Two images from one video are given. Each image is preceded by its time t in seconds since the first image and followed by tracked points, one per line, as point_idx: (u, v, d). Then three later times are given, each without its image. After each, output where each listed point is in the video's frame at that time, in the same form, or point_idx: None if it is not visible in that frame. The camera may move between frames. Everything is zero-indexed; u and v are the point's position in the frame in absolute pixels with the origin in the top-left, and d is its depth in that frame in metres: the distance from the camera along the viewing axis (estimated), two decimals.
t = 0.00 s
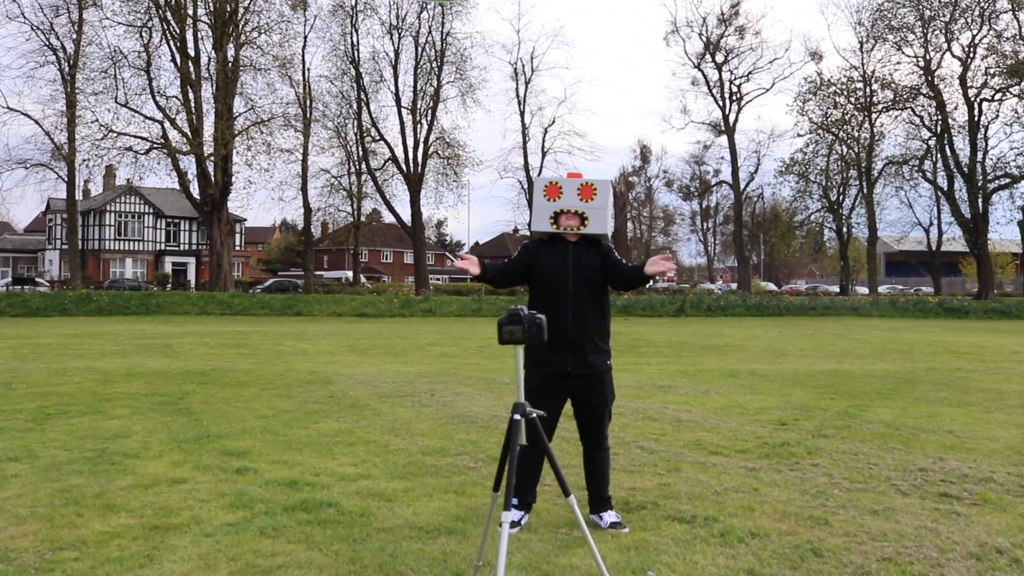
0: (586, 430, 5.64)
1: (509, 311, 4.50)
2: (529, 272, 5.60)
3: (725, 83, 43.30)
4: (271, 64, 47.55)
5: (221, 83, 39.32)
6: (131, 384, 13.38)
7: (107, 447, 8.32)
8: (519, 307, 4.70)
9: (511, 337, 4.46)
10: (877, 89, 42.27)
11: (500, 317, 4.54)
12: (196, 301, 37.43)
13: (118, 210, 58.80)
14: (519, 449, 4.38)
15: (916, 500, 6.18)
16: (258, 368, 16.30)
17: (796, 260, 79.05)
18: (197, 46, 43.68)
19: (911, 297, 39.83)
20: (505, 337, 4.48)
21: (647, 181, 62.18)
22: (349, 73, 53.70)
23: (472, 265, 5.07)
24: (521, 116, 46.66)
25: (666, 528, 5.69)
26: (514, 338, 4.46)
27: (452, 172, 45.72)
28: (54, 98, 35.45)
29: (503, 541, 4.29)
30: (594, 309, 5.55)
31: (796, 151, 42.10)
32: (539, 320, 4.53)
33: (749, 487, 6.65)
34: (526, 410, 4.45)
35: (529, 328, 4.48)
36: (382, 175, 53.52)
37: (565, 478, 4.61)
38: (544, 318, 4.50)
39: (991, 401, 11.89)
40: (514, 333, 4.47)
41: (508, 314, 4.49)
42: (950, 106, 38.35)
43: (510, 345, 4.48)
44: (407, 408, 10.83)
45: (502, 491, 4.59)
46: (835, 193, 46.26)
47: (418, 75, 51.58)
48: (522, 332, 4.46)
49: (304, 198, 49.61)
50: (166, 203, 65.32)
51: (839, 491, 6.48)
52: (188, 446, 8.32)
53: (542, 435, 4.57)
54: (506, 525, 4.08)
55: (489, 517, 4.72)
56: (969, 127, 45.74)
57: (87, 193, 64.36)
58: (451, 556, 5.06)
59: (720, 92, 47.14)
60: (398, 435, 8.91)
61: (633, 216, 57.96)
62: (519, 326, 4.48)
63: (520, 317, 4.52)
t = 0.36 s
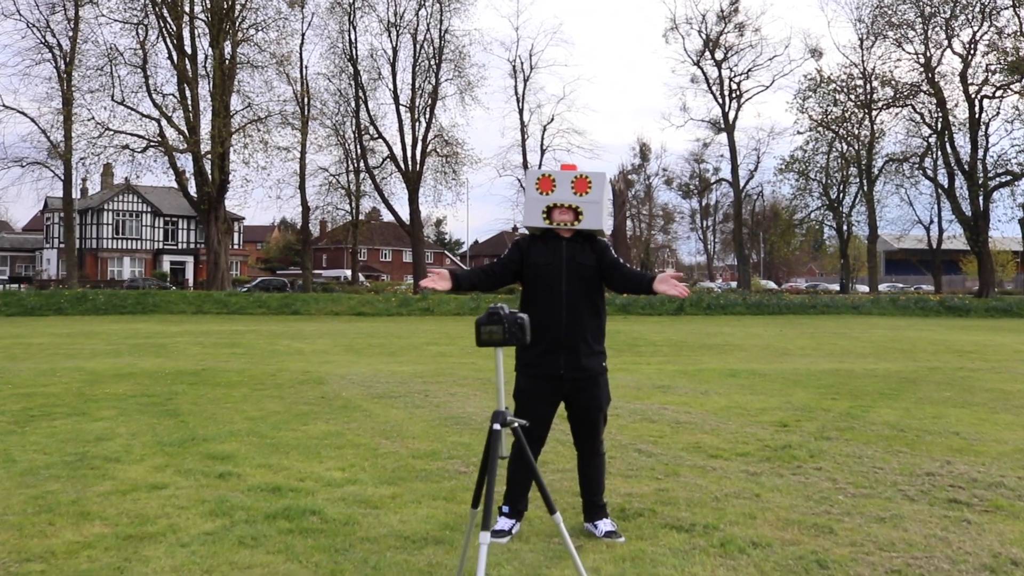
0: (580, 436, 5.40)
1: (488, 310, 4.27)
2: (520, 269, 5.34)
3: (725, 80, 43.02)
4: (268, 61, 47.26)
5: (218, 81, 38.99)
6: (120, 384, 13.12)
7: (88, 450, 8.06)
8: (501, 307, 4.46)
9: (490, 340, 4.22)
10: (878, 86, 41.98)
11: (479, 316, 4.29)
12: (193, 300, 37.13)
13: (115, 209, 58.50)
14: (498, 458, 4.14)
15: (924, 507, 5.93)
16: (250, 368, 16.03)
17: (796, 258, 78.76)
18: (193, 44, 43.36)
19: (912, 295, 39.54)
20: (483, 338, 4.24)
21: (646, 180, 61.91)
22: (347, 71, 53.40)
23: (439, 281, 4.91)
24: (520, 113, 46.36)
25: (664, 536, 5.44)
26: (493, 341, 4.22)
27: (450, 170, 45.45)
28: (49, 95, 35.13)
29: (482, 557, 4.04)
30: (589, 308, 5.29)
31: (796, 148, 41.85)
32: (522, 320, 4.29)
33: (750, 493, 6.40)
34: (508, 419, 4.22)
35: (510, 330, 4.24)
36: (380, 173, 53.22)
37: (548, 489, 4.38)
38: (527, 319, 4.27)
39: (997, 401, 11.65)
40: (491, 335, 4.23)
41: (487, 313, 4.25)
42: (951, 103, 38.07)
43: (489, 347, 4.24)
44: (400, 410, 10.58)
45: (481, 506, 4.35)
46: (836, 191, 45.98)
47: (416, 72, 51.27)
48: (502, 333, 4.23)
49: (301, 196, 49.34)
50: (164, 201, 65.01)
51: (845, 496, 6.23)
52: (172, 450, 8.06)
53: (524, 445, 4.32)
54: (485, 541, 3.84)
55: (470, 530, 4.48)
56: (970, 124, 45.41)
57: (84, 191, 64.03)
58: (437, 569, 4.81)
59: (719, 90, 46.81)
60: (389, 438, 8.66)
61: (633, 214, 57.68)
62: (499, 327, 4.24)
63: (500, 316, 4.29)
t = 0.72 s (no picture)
0: (575, 449, 5.14)
1: (467, 321, 4.03)
2: (511, 276, 5.09)
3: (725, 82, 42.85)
4: (266, 64, 47.06)
5: (214, 83, 38.72)
6: (108, 391, 12.85)
7: (68, 460, 7.79)
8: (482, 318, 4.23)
9: (470, 355, 3.99)
10: (877, 88, 41.77)
11: (457, 327, 4.06)
12: (189, 304, 36.87)
13: (112, 211, 58.21)
14: (478, 482, 3.91)
15: (935, 521, 5.69)
16: (243, 373, 15.78)
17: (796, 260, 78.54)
18: (191, 47, 43.13)
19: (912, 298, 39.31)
20: (461, 353, 4.00)
21: (645, 182, 61.70)
22: (345, 74, 53.19)
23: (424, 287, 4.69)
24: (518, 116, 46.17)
25: (663, 554, 5.19)
26: (473, 357, 3.99)
27: (449, 173, 45.24)
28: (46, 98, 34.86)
29: None
30: (585, 315, 5.04)
31: (796, 151, 41.66)
32: (505, 332, 4.05)
33: (753, 506, 6.15)
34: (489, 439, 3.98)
35: (492, 344, 4.01)
36: (378, 175, 53.00)
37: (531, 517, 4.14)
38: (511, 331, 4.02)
39: (1003, 407, 11.41)
40: (471, 349, 4.00)
41: (465, 326, 4.02)
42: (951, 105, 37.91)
43: (468, 361, 4.00)
44: (392, 417, 10.33)
45: (461, 538, 4.10)
46: (835, 194, 45.77)
47: (414, 75, 51.07)
48: (482, 349, 3.99)
49: (299, 199, 49.12)
50: (160, 204, 64.73)
51: (851, 510, 5.99)
52: (154, 459, 7.80)
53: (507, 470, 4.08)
54: None
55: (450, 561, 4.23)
56: (970, 127, 45.24)
57: (81, 194, 63.73)
58: None
59: (718, 92, 46.62)
60: (380, 448, 8.41)
61: (632, 217, 57.46)
62: (480, 341, 4.00)
63: (479, 329, 4.05)
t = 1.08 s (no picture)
0: (570, 454, 4.89)
1: (440, 319, 3.81)
2: (502, 272, 4.85)
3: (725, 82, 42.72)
4: (263, 62, 46.79)
5: (211, 81, 38.41)
6: (95, 391, 12.59)
7: (47, 463, 7.53)
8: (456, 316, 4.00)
9: (442, 356, 3.76)
10: (877, 87, 41.54)
11: (429, 326, 3.84)
12: (185, 303, 36.57)
13: (110, 211, 57.90)
14: (452, 494, 3.67)
15: (945, 528, 5.45)
16: (235, 373, 15.53)
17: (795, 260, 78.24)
18: (188, 44, 42.82)
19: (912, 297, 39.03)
20: (432, 355, 3.78)
21: (644, 181, 61.36)
22: (343, 72, 52.91)
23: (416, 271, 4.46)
24: (517, 114, 45.89)
25: (661, 564, 4.95)
26: (446, 359, 3.76)
27: (447, 172, 44.97)
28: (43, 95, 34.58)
29: None
30: (579, 314, 4.81)
31: (795, 149, 41.44)
32: (482, 331, 3.82)
33: (755, 512, 5.91)
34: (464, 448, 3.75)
35: (467, 344, 3.77)
36: (376, 175, 52.70)
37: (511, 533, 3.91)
38: (488, 329, 3.78)
39: (1010, 408, 11.17)
40: (444, 349, 3.77)
41: (438, 324, 3.79)
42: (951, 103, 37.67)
43: (440, 363, 3.78)
44: (384, 419, 10.08)
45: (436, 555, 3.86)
46: (836, 193, 45.48)
47: (412, 74, 50.80)
48: (457, 349, 3.76)
49: (297, 199, 48.85)
50: (158, 203, 64.42)
51: (857, 517, 5.76)
52: (136, 463, 7.54)
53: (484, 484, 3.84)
54: None
55: None
56: (971, 125, 44.96)
57: (79, 193, 63.43)
58: None
59: (718, 91, 46.34)
60: (370, 450, 8.18)
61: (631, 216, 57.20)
62: (454, 341, 3.78)
63: (453, 328, 3.82)
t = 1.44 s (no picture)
0: (562, 461, 4.66)
1: (408, 315, 3.59)
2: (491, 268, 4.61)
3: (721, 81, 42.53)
4: (258, 60, 46.50)
5: (206, 79, 38.09)
6: (80, 392, 12.32)
7: (23, 468, 7.27)
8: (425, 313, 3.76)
9: (409, 358, 3.55)
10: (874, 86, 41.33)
11: (396, 325, 3.62)
12: (179, 303, 36.28)
13: (105, 209, 57.54)
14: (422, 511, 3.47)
15: (954, 537, 5.23)
16: (225, 373, 15.28)
17: (792, 260, 78.05)
18: (182, 42, 42.52)
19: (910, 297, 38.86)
20: (399, 357, 3.57)
21: (641, 181, 61.12)
22: (339, 71, 52.61)
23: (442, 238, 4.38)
24: (513, 113, 45.64)
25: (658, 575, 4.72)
26: (414, 361, 3.54)
27: (443, 171, 44.70)
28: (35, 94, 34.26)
29: None
30: (572, 310, 4.58)
31: (792, 149, 41.24)
32: (455, 329, 3.59)
33: (755, 519, 5.69)
34: (434, 460, 3.55)
35: (437, 344, 3.55)
36: (372, 174, 52.48)
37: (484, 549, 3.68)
38: (461, 327, 3.55)
39: (1013, 409, 10.96)
40: (413, 349, 3.55)
41: (407, 322, 3.56)
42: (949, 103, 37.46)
43: (410, 365, 3.57)
44: (374, 420, 9.85)
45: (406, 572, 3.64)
46: (833, 193, 45.33)
47: (408, 72, 50.51)
48: (428, 351, 3.54)
49: (292, 198, 48.56)
50: (153, 202, 64.07)
51: (861, 524, 5.53)
52: (115, 466, 7.29)
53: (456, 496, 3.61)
54: None
55: None
56: (969, 125, 44.84)
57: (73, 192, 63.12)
58: None
59: (714, 90, 46.17)
60: (358, 453, 7.95)
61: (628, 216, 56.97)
62: (423, 338, 3.55)
63: (422, 326, 3.60)
